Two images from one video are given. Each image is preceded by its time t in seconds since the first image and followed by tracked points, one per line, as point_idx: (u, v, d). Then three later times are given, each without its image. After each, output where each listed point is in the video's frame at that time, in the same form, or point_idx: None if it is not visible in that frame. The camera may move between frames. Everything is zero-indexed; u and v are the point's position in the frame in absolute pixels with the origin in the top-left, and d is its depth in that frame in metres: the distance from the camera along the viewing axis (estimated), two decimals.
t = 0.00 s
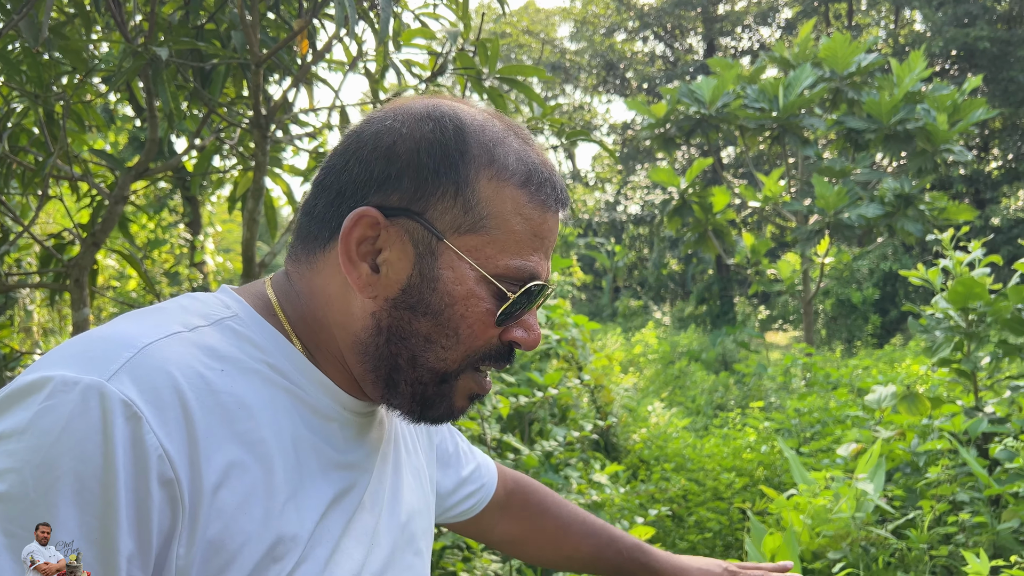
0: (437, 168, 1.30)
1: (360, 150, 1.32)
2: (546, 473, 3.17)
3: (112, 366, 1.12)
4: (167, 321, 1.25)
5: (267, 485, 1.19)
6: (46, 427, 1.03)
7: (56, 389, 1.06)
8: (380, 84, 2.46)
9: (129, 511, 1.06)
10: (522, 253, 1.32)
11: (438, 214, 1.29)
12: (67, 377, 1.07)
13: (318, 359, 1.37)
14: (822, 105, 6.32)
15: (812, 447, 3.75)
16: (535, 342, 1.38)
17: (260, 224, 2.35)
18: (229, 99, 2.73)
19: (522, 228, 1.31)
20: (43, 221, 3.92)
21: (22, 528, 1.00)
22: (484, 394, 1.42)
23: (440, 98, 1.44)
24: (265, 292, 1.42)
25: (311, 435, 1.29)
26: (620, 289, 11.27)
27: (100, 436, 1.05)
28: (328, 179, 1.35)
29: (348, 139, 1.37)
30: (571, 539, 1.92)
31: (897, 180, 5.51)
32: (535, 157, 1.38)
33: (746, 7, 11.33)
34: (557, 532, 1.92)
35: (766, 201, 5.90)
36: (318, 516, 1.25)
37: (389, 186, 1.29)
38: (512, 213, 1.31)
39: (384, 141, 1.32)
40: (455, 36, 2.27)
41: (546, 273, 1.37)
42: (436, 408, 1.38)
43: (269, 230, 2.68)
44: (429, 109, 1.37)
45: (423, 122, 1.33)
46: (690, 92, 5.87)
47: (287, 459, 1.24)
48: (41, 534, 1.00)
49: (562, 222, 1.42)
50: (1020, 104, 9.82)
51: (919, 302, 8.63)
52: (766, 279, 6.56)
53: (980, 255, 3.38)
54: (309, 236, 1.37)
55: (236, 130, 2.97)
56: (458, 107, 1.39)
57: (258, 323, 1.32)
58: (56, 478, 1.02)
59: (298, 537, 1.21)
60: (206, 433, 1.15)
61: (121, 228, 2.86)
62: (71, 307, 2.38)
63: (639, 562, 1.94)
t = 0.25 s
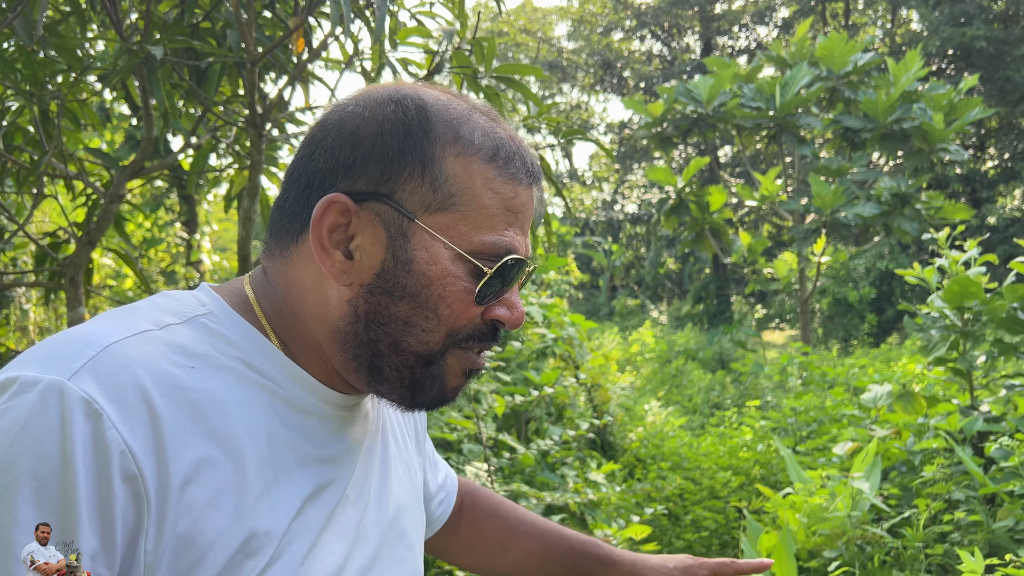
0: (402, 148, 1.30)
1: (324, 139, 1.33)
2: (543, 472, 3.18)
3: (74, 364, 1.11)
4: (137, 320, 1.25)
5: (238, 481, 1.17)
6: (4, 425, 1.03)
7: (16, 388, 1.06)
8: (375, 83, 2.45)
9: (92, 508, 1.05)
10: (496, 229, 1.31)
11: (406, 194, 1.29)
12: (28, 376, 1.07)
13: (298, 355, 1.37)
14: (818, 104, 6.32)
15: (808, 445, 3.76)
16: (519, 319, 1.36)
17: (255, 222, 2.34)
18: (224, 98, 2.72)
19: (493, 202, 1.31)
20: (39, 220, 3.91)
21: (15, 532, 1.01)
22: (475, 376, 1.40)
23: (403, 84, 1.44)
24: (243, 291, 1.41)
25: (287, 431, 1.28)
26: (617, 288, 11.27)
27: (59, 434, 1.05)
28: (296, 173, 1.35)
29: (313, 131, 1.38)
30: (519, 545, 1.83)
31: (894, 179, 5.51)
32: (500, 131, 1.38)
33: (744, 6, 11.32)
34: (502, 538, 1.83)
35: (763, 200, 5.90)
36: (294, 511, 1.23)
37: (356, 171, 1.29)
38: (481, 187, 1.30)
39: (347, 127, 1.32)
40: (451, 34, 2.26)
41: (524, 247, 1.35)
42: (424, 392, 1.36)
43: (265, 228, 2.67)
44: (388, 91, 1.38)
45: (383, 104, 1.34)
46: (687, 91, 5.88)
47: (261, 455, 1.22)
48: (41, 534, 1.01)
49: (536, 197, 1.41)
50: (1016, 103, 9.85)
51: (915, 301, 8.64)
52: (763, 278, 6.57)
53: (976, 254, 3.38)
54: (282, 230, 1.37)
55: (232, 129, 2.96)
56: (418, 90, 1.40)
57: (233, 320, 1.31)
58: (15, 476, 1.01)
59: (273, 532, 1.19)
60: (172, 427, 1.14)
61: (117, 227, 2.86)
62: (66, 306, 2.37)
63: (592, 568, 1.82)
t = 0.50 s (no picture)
0: (362, 124, 1.29)
1: (288, 125, 1.34)
2: (539, 471, 3.18)
3: (39, 361, 1.12)
4: (113, 317, 1.25)
5: (211, 473, 1.15)
6: None
7: None
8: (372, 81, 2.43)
9: (55, 503, 1.05)
10: (465, 199, 1.30)
11: (370, 169, 1.28)
12: None
13: (281, 346, 1.36)
14: (815, 103, 6.33)
15: (804, 444, 3.76)
16: (499, 290, 1.35)
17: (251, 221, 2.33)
18: (220, 96, 2.71)
19: (458, 168, 1.29)
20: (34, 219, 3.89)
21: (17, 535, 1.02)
22: (462, 351, 1.37)
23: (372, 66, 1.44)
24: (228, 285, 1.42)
25: (265, 422, 1.26)
26: (614, 288, 11.27)
27: (16, 429, 1.05)
28: (266, 162, 1.37)
29: (281, 121, 1.39)
30: (479, 534, 1.85)
31: (890, 178, 5.52)
32: (464, 101, 1.36)
33: (740, 6, 11.32)
34: (461, 529, 1.84)
35: (760, 200, 5.90)
36: (274, 503, 1.21)
37: (319, 151, 1.30)
38: (445, 156, 1.28)
39: (309, 110, 1.33)
40: (447, 33, 2.25)
41: (497, 215, 1.33)
42: (406, 369, 1.34)
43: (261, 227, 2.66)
44: (349, 71, 1.38)
45: (344, 84, 1.34)
46: (684, 90, 5.87)
47: (236, 446, 1.20)
48: (41, 535, 1.01)
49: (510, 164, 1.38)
50: (1012, 103, 9.87)
51: (911, 300, 8.66)
52: (759, 277, 6.57)
53: (972, 253, 3.38)
54: (258, 221, 1.38)
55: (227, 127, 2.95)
56: (377, 66, 1.40)
57: (216, 315, 1.32)
58: None
59: (252, 523, 1.16)
60: (138, 419, 1.12)
61: (112, 226, 2.84)
62: (61, 305, 2.36)
63: (553, 550, 1.85)
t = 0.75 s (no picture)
0: (359, 118, 1.28)
1: (288, 123, 1.34)
2: (536, 470, 3.17)
3: (41, 362, 1.11)
4: (115, 317, 1.24)
5: (210, 472, 1.15)
6: None
7: None
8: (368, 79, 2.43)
9: (58, 502, 1.04)
10: (461, 189, 1.27)
11: (366, 162, 1.26)
12: None
13: (282, 343, 1.35)
14: (811, 103, 6.33)
15: (801, 443, 3.76)
16: (498, 284, 1.31)
17: (248, 220, 2.32)
18: (217, 95, 2.70)
19: (451, 159, 1.26)
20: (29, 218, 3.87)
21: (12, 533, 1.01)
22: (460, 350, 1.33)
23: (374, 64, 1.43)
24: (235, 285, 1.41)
25: (267, 420, 1.25)
26: (611, 287, 11.27)
27: (19, 431, 1.04)
28: (268, 161, 1.37)
29: (284, 118, 1.38)
30: (497, 539, 1.79)
31: (886, 178, 5.53)
32: (463, 95, 1.34)
33: (737, 5, 11.32)
34: (479, 533, 1.79)
35: (756, 199, 5.91)
36: (275, 501, 1.20)
37: (317, 146, 1.29)
38: (437, 147, 1.26)
39: (308, 106, 1.33)
40: (444, 31, 2.24)
41: (496, 209, 1.30)
42: (401, 367, 1.30)
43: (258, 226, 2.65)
44: (348, 69, 1.37)
45: (343, 80, 1.34)
46: (681, 90, 5.87)
47: (237, 444, 1.19)
48: (42, 535, 1.01)
49: (509, 158, 1.35)
50: (1008, 103, 9.91)
51: (907, 299, 8.67)
52: (756, 276, 6.58)
53: (968, 252, 3.38)
54: (262, 218, 1.37)
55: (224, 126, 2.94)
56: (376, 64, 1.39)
57: (219, 313, 1.30)
58: None
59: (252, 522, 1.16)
60: (139, 419, 1.12)
61: (109, 225, 2.83)
62: (57, 304, 2.35)
63: (573, 555, 1.77)
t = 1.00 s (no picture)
0: (306, 94, 1.28)
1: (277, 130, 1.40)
2: (534, 469, 3.17)
3: (47, 351, 1.04)
4: (124, 310, 1.18)
5: (211, 465, 1.08)
6: None
7: None
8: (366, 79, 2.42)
9: (61, 491, 0.97)
10: (383, 140, 1.20)
11: (304, 130, 1.24)
12: None
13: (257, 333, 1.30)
14: (808, 103, 6.34)
15: (798, 443, 3.77)
16: (429, 239, 1.20)
17: (245, 219, 2.31)
18: (213, 94, 2.68)
19: (376, 112, 1.20)
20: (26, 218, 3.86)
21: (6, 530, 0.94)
22: (404, 320, 1.19)
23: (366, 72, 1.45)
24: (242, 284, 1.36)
25: (270, 413, 1.19)
26: (608, 287, 11.28)
27: (28, 417, 0.98)
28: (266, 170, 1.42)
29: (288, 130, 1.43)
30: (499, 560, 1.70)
31: (883, 177, 5.54)
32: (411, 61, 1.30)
33: (734, 5, 11.34)
34: None
35: (753, 199, 5.91)
36: (279, 498, 1.13)
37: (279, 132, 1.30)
38: (363, 98, 1.21)
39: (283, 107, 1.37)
40: (441, 31, 2.23)
41: (423, 161, 1.22)
42: (329, 336, 1.19)
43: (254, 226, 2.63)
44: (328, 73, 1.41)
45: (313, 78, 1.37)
46: (678, 89, 5.90)
47: (236, 438, 1.13)
48: (42, 535, 0.94)
49: (450, 115, 1.26)
50: (1003, 103, 9.94)
51: (903, 299, 8.69)
52: (753, 276, 6.59)
53: (964, 252, 3.39)
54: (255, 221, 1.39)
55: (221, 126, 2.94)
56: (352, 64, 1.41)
57: (231, 311, 1.24)
58: None
59: (255, 518, 1.09)
60: (139, 409, 1.05)
61: (105, 224, 2.82)
62: (53, 303, 2.34)
63: None
